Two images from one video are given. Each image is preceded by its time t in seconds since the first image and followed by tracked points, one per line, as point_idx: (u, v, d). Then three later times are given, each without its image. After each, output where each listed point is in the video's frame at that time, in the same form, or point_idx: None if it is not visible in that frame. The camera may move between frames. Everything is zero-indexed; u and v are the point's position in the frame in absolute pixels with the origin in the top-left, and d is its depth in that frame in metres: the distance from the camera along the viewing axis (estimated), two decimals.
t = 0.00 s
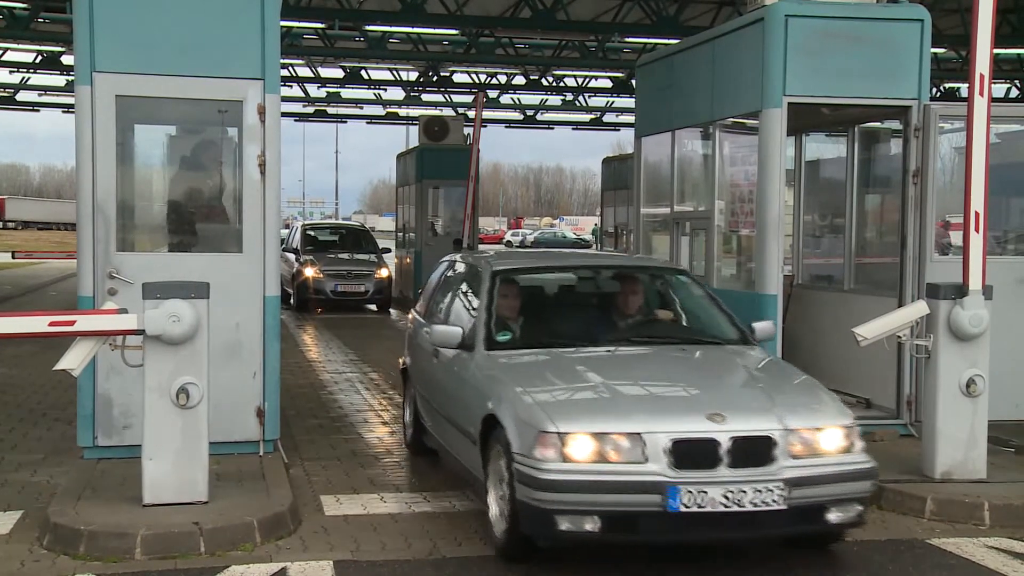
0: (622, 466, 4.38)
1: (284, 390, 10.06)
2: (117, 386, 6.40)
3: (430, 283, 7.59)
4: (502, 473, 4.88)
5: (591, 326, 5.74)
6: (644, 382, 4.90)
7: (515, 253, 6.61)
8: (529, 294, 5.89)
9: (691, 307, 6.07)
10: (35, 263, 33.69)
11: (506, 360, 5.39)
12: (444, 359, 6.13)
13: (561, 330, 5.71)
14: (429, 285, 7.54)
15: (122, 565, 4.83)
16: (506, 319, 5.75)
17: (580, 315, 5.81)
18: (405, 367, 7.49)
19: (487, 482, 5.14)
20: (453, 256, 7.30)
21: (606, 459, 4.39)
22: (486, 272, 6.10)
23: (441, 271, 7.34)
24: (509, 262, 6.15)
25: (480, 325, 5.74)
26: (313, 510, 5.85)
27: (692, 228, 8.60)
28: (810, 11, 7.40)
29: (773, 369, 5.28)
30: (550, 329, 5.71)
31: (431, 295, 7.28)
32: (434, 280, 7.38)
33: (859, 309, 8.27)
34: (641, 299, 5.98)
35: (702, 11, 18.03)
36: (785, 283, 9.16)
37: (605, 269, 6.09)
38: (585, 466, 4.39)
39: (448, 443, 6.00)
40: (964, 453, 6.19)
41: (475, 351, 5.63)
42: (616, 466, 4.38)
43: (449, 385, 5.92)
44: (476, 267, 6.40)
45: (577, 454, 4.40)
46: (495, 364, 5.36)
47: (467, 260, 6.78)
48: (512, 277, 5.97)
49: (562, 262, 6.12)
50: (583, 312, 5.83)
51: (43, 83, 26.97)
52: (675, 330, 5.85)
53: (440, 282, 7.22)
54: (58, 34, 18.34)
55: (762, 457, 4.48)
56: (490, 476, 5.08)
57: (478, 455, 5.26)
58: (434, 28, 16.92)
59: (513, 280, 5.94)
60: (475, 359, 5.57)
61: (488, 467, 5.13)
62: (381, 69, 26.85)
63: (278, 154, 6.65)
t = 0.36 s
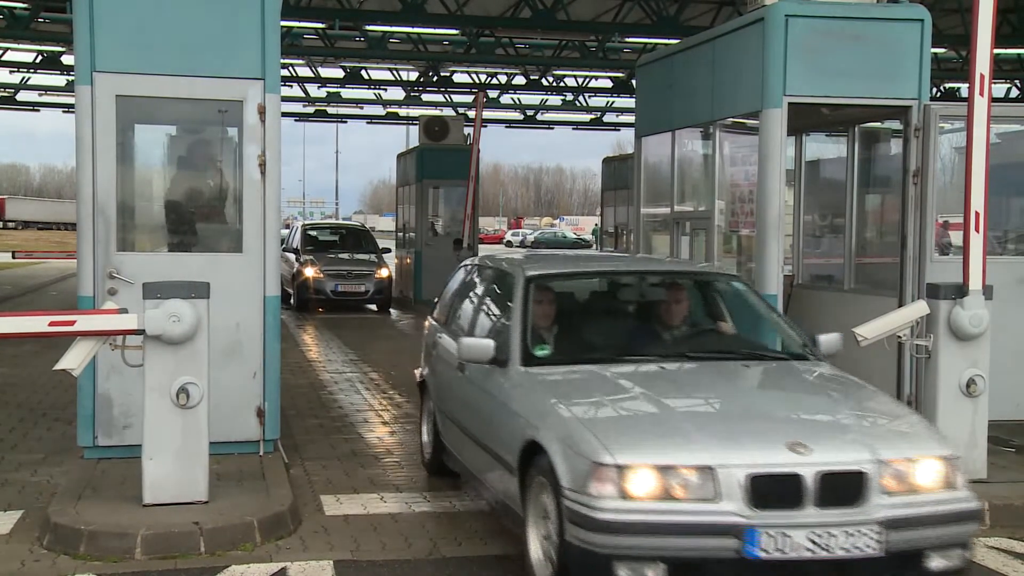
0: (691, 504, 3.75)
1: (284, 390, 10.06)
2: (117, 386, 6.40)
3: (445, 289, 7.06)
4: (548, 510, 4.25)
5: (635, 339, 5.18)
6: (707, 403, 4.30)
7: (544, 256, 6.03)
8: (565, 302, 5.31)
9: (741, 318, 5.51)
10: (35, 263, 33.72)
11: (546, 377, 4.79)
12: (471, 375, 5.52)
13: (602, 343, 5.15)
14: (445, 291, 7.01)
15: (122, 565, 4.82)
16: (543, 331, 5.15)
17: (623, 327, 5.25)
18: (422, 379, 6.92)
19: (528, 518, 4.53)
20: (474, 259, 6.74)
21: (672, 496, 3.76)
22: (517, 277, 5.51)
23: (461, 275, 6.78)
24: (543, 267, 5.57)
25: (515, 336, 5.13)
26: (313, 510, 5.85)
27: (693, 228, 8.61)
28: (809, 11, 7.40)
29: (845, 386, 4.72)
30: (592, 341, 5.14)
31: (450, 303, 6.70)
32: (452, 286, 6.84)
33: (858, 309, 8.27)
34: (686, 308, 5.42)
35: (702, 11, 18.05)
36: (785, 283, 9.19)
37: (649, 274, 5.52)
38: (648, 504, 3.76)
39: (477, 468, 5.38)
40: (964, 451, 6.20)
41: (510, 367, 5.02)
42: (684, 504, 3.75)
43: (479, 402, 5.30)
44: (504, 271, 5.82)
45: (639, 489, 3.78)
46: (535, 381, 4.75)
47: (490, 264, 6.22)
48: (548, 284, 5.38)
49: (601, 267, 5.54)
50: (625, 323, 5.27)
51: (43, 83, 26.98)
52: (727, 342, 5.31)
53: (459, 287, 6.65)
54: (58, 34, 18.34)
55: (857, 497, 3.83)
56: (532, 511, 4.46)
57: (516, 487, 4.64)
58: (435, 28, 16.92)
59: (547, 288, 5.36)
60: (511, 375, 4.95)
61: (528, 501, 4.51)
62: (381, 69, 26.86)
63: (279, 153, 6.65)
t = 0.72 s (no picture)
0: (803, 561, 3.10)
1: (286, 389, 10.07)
2: (118, 386, 6.40)
3: (471, 297, 6.43)
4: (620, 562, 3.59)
5: (704, 354, 4.49)
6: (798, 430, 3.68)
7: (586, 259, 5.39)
8: (622, 313, 4.63)
9: (822, 329, 4.81)
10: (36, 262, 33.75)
11: (608, 401, 4.11)
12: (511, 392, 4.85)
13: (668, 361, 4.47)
14: (472, 300, 6.36)
15: (123, 563, 4.82)
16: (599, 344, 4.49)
17: (690, 341, 4.55)
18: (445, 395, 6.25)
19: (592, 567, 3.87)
20: (505, 262, 6.09)
21: (779, 551, 3.11)
22: (564, 283, 4.85)
23: (490, 282, 6.14)
24: (595, 271, 4.89)
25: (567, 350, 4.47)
26: (314, 508, 5.86)
27: (694, 227, 8.60)
28: (810, 10, 7.40)
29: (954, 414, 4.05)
30: (654, 358, 4.48)
31: (481, 309, 6.05)
32: (482, 293, 6.19)
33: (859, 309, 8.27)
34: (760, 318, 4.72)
35: (702, 10, 18.05)
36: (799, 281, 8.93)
37: (716, 281, 4.85)
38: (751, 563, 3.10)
39: (520, 501, 4.71)
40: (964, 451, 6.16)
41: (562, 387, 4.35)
42: (794, 562, 3.09)
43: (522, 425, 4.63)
44: (545, 277, 5.17)
45: (740, 543, 3.12)
46: (594, 406, 4.09)
47: (526, 268, 5.57)
48: (601, 291, 4.72)
49: (659, 272, 4.87)
50: (691, 335, 4.57)
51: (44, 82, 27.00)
52: (811, 358, 4.60)
53: (490, 294, 6.00)
54: (59, 33, 18.33)
55: (1006, 554, 3.20)
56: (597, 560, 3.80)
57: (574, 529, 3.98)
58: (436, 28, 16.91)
59: (600, 295, 4.70)
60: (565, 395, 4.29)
61: (591, 547, 3.86)
62: (382, 68, 26.87)
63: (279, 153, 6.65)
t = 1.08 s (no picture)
0: None
1: (286, 388, 10.07)
2: (117, 385, 6.40)
3: (508, 309, 5.73)
4: None
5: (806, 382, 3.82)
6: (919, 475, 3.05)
7: (647, 267, 4.73)
8: (704, 329, 3.96)
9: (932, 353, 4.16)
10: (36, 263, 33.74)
11: (701, 438, 3.42)
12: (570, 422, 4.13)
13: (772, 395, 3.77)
14: (509, 311, 5.67)
15: (123, 563, 4.82)
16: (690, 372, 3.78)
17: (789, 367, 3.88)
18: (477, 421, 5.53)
19: None
20: (548, 269, 5.41)
21: None
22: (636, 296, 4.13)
23: (532, 293, 5.45)
24: (668, 281, 4.21)
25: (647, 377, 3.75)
26: (313, 508, 5.86)
27: (694, 226, 8.60)
28: (810, 10, 7.40)
29: None
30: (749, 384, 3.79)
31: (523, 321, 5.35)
32: (524, 303, 5.49)
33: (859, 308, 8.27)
34: (863, 336, 4.10)
35: (702, 9, 18.07)
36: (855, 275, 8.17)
37: (817, 294, 4.18)
38: None
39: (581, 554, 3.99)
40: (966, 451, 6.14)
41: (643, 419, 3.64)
42: None
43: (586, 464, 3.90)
44: (607, 287, 4.49)
45: None
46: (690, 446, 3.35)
47: (579, 276, 4.90)
48: (683, 309, 4.02)
49: (749, 284, 4.17)
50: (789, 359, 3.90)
51: (44, 82, 26.99)
52: (936, 386, 3.95)
53: (534, 306, 5.30)
54: (59, 32, 18.31)
55: None
56: None
57: None
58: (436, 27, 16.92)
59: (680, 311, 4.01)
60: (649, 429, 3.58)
61: None
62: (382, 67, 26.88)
63: (279, 152, 6.65)
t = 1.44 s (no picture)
0: None
1: (286, 388, 10.08)
2: (118, 385, 6.40)
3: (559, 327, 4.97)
4: None
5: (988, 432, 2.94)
6: None
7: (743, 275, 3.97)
8: (851, 358, 3.10)
9: None
10: (36, 263, 33.75)
11: (869, 504, 2.59)
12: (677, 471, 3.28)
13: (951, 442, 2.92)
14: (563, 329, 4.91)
15: (123, 562, 4.82)
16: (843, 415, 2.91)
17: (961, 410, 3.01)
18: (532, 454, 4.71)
19: None
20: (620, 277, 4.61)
21: None
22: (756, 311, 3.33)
23: (593, 309, 4.69)
24: (797, 295, 3.35)
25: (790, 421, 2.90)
26: (314, 507, 5.87)
27: (694, 226, 8.60)
28: (810, 9, 7.40)
29: None
30: (916, 431, 2.92)
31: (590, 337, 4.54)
32: (584, 318, 4.71)
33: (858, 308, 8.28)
34: None
35: (702, 9, 18.08)
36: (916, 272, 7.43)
37: (993, 310, 3.30)
38: None
39: None
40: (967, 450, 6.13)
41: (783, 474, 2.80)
42: None
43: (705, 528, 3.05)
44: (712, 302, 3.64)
45: None
46: (863, 513, 2.55)
47: (669, 285, 4.07)
48: (824, 326, 3.17)
49: (877, 299, 3.28)
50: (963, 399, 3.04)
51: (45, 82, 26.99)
52: None
53: (600, 324, 4.51)
54: (59, 32, 18.31)
55: None
56: None
57: None
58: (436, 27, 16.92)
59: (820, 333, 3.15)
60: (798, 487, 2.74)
61: None
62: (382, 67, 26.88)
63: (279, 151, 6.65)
